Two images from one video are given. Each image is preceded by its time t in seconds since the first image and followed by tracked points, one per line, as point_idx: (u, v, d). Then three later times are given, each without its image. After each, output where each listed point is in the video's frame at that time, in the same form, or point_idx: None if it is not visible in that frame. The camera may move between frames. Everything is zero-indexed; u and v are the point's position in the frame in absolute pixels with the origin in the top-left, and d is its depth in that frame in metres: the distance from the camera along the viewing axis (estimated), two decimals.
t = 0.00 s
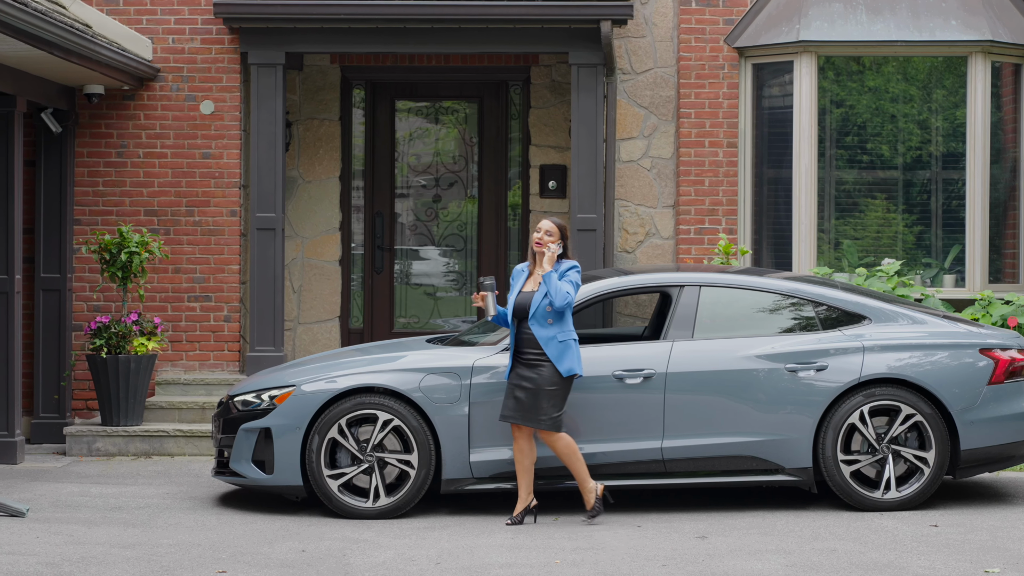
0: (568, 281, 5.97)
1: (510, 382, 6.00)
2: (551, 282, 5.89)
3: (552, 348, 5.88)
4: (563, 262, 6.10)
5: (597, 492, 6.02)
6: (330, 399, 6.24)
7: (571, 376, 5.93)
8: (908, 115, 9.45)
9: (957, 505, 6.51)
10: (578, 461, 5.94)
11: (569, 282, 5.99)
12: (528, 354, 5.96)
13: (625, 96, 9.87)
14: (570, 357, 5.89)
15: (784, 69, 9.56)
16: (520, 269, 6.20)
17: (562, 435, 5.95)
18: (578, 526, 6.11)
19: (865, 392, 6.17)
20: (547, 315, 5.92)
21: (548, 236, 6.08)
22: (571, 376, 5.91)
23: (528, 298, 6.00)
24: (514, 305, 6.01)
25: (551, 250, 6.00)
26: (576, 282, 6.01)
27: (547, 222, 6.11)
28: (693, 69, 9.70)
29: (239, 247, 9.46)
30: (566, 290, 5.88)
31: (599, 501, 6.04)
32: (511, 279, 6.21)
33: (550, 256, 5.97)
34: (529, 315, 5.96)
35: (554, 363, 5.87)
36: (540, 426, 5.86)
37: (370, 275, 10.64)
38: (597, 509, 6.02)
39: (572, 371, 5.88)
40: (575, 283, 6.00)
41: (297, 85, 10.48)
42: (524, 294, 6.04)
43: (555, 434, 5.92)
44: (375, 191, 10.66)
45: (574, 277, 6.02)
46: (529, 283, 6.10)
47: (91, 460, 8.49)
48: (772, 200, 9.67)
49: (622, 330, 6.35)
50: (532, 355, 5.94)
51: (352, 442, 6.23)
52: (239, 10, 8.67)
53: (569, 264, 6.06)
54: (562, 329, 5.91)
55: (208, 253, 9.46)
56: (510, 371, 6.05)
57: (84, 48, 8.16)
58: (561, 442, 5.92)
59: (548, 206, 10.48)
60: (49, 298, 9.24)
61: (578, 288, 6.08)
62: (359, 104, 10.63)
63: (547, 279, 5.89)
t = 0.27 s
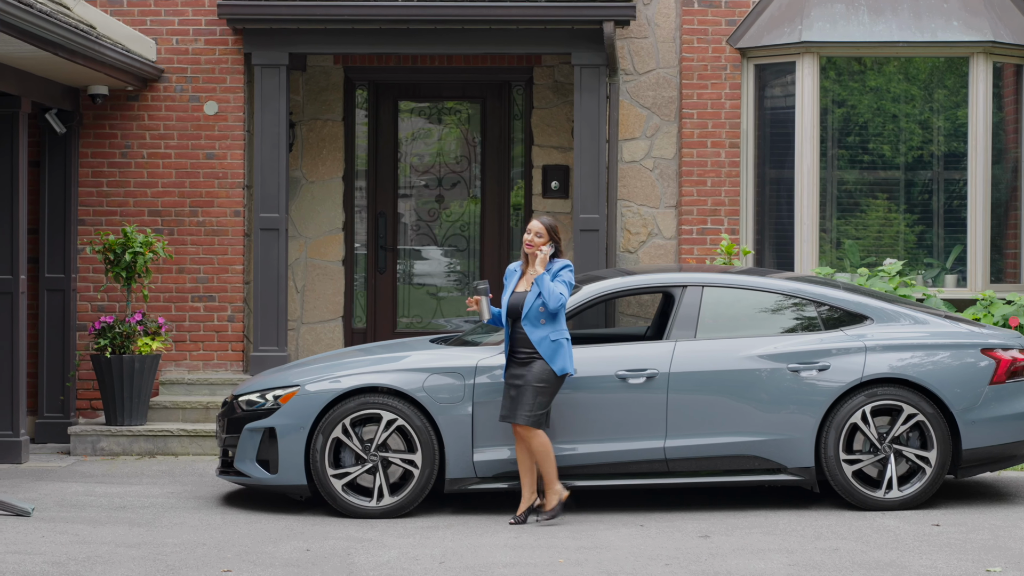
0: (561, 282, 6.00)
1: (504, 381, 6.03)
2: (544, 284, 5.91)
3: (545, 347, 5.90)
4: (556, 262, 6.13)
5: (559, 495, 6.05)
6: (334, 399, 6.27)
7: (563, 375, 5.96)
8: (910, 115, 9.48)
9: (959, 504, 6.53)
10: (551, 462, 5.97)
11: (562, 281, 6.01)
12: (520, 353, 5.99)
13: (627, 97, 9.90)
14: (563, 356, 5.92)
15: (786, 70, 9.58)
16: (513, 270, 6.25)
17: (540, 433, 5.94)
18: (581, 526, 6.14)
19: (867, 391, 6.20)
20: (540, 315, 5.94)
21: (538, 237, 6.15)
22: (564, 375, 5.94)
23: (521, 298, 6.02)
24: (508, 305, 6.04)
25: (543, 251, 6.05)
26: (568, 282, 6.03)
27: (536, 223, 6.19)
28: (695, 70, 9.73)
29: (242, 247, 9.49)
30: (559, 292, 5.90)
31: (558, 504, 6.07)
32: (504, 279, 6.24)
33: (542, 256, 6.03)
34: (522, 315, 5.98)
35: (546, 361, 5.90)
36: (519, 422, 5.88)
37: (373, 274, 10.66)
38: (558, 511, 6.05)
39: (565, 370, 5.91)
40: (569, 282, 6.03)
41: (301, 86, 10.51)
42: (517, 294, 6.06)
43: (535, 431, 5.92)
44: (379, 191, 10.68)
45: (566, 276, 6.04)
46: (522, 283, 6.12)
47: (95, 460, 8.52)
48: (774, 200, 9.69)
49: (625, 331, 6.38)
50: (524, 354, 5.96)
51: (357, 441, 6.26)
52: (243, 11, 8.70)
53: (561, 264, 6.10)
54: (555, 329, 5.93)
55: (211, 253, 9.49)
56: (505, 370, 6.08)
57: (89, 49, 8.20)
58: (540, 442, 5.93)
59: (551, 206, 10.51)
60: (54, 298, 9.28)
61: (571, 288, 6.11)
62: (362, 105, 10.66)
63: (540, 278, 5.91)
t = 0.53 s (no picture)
0: (555, 282, 6.01)
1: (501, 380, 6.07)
2: (539, 285, 5.90)
3: (539, 347, 5.92)
4: (549, 262, 6.15)
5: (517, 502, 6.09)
6: (337, 399, 6.29)
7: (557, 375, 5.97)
8: (911, 115, 9.50)
9: (960, 504, 6.56)
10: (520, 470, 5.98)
11: (556, 280, 6.02)
12: (514, 352, 6.01)
13: (629, 97, 9.93)
14: (558, 356, 5.93)
15: (788, 70, 9.60)
16: (507, 269, 6.26)
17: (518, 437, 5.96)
18: (583, 525, 6.16)
19: (868, 391, 6.23)
20: (535, 315, 5.96)
21: (531, 239, 6.15)
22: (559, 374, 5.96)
23: (516, 299, 6.04)
24: (502, 305, 6.05)
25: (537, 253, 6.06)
26: (562, 281, 6.04)
27: (528, 224, 6.19)
28: (697, 71, 9.76)
29: (245, 247, 9.52)
30: (555, 293, 5.90)
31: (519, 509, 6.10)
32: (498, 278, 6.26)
33: (535, 259, 6.03)
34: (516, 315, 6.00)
35: (540, 361, 5.92)
36: (511, 420, 5.92)
37: (375, 274, 10.69)
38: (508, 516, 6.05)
39: (560, 370, 5.92)
40: (563, 282, 6.04)
41: (304, 86, 10.53)
42: (512, 294, 6.07)
43: (522, 429, 5.96)
44: (381, 191, 10.72)
45: (560, 276, 6.06)
46: (516, 283, 6.14)
47: (99, 459, 8.55)
48: (776, 200, 9.71)
49: (627, 331, 6.41)
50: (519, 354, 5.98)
51: (360, 441, 6.29)
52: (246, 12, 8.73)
53: (555, 264, 6.10)
54: (550, 329, 5.95)
55: (215, 254, 9.51)
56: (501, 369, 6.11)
57: (93, 50, 8.24)
58: (517, 445, 5.96)
59: (553, 206, 10.53)
60: (58, 298, 9.33)
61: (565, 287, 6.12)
62: (365, 105, 10.69)
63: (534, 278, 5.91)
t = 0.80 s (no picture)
0: (550, 283, 6.00)
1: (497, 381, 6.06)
2: (533, 286, 5.89)
3: (534, 348, 5.91)
4: (544, 263, 6.13)
5: (485, 501, 5.98)
6: (340, 399, 6.32)
7: (553, 376, 5.95)
8: (912, 114, 9.52)
9: (961, 503, 6.58)
10: (495, 470, 5.95)
11: (550, 281, 6.01)
12: (509, 354, 6.01)
13: (631, 98, 9.96)
14: (553, 357, 5.92)
15: (789, 70, 9.62)
16: (501, 272, 6.26)
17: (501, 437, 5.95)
18: (585, 524, 6.19)
19: (869, 391, 6.25)
20: (530, 317, 5.95)
21: (524, 241, 6.15)
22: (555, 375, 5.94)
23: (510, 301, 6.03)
24: (497, 307, 6.05)
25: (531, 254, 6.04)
26: (556, 282, 6.03)
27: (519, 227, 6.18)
28: (699, 71, 9.78)
29: (248, 247, 9.55)
30: (549, 294, 5.90)
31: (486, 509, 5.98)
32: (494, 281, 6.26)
33: (529, 260, 6.02)
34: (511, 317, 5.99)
35: (534, 362, 5.91)
36: (504, 421, 5.91)
37: (378, 274, 10.73)
38: (471, 515, 5.96)
39: (555, 371, 5.91)
40: (558, 283, 6.03)
41: (307, 87, 10.55)
42: (507, 296, 6.08)
43: (514, 429, 5.94)
44: (384, 191, 10.74)
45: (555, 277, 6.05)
46: (512, 285, 6.15)
47: (103, 459, 8.58)
48: (777, 200, 9.73)
49: (629, 330, 6.43)
50: (514, 356, 5.98)
51: (363, 440, 6.31)
52: (248, 13, 8.76)
53: (549, 265, 6.09)
54: (545, 330, 5.94)
55: (217, 254, 9.54)
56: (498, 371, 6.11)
57: (96, 51, 8.26)
58: (498, 445, 5.96)
59: (555, 206, 10.56)
60: (62, 298, 9.36)
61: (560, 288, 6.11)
62: (367, 106, 10.72)
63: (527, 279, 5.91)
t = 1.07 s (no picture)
0: (543, 286, 6.00)
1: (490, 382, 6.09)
2: (527, 288, 5.89)
3: (527, 350, 5.93)
4: (537, 266, 6.14)
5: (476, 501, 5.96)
6: (342, 399, 6.34)
7: (546, 377, 5.98)
8: (913, 114, 9.54)
9: (961, 502, 6.59)
10: (487, 470, 5.93)
11: (543, 283, 6.01)
12: (502, 355, 6.03)
13: (632, 98, 9.99)
14: (546, 359, 5.94)
15: (790, 71, 9.63)
16: (496, 273, 6.28)
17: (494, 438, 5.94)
18: (586, 523, 6.20)
19: (870, 391, 6.27)
20: (523, 319, 5.97)
21: (516, 244, 6.16)
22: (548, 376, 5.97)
23: (504, 302, 6.04)
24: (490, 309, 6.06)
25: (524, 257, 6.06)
26: (549, 284, 6.03)
27: (512, 229, 6.19)
28: (700, 71, 9.80)
29: (250, 247, 9.58)
30: (542, 297, 5.89)
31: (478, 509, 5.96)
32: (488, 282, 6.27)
33: (522, 263, 6.03)
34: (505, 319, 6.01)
35: (527, 363, 5.94)
36: (496, 421, 5.93)
37: (380, 274, 10.75)
38: (461, 515, 5.94)
39: (548, 373, 5.94)
40: (551, 285, 6.05)
41: (309, 87, 10.58)
42: (500, 298, 6.09)
43: (506, 430, 5.95)
44: (387, 191, 10.77)
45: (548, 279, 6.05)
46: (505, 287, 6.17)
47: (106, 458, 8.60)
48: (778, 200, 9.75)
49: (630, 330, 6.45)
50: (507, 357, 6.00)
51: (365, 440, 6.34)
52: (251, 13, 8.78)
53: (542, 268, 6.09)
54: (538, 332, 5.96)
55: (220, 254, 9.57)
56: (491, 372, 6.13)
57: (99, 52, 8.27)
58: (491, 445, 5.95)
59: (557, 206, 10.58)
60: (64, 298, 9.39)
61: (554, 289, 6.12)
62: (369, 106, 10.74)
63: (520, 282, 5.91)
